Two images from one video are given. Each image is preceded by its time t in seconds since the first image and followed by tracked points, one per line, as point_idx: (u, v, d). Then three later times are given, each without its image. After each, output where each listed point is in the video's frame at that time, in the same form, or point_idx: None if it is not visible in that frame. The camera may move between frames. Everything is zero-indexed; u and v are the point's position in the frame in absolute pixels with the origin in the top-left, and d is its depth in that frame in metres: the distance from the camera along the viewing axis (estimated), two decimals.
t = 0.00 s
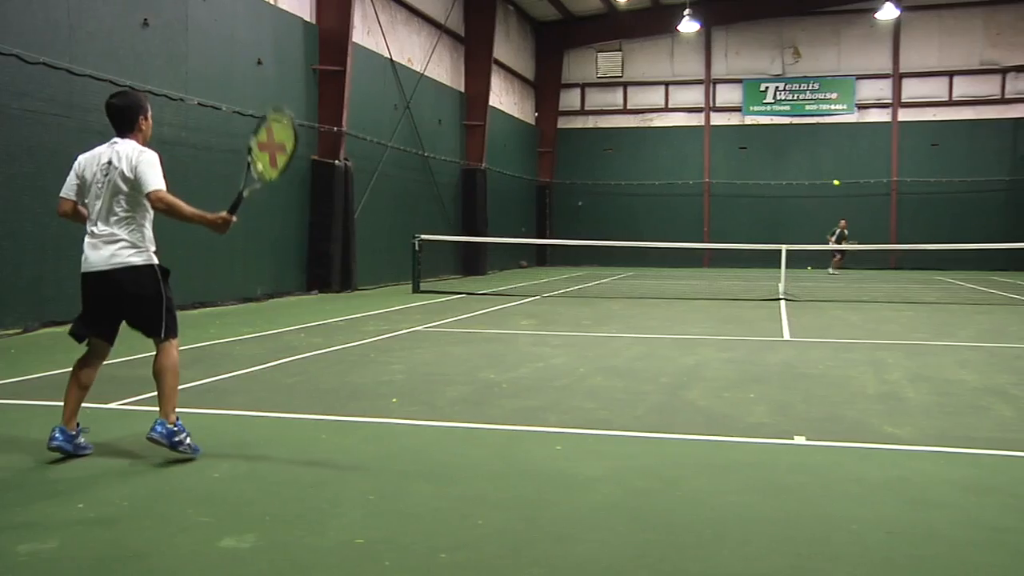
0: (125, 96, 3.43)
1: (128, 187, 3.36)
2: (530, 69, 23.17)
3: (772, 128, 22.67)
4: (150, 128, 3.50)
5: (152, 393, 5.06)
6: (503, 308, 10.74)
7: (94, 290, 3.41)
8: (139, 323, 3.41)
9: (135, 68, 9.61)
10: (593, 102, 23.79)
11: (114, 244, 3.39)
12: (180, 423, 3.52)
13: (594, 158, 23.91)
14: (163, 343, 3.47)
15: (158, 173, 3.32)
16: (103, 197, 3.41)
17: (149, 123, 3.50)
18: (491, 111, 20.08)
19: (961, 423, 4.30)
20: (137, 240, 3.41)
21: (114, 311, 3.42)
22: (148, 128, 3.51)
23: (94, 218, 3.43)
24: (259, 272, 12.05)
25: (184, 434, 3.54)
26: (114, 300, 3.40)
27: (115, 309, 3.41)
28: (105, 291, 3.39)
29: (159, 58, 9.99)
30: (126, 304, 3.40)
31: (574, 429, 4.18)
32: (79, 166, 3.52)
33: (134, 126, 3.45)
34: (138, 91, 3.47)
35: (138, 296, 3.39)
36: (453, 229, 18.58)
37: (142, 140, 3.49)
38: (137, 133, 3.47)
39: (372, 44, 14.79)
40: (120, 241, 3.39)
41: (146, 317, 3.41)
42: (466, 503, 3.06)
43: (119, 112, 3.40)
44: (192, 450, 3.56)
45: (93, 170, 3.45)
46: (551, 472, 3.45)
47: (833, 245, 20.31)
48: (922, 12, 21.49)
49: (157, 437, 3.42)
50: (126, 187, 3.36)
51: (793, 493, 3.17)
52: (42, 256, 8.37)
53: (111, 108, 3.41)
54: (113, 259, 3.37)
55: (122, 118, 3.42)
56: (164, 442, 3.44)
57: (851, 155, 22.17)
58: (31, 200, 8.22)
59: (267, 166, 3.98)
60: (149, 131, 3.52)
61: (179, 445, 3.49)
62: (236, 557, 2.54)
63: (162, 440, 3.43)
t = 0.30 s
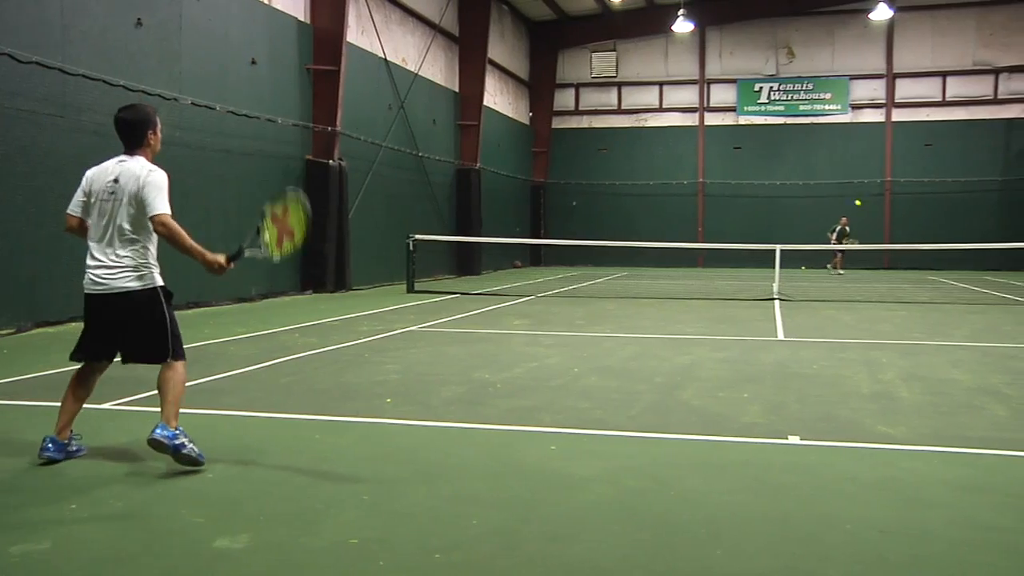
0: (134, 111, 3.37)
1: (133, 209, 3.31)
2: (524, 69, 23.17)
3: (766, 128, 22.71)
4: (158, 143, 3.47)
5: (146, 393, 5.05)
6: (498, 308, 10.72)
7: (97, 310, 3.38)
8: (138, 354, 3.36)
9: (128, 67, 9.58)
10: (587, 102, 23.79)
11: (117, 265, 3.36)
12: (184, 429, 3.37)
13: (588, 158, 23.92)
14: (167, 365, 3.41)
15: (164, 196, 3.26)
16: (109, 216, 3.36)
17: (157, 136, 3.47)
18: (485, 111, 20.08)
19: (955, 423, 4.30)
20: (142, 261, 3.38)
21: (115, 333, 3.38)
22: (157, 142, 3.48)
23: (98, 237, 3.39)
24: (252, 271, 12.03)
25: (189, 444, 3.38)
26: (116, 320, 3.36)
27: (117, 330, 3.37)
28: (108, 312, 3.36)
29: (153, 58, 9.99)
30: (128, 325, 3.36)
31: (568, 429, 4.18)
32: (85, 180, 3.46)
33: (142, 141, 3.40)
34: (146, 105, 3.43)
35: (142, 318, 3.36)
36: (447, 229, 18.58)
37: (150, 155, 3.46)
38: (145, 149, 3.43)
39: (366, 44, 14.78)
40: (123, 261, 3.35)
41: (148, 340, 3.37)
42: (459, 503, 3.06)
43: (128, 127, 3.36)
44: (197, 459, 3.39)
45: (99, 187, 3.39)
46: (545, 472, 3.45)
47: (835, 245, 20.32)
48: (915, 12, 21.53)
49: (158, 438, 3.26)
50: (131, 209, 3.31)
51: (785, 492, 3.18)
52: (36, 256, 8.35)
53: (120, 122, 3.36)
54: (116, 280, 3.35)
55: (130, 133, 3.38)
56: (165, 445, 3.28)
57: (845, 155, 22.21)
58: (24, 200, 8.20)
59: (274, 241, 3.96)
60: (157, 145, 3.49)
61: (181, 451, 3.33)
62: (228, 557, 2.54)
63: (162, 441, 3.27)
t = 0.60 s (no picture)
0: (157, 108, 3.31)
1: (158, 207, 3.24)
2: (516, 69, 23.16)
3: (757, 128, 22.75)
4: (180, 139, 3.40)
5: (138, 393, 5.04)
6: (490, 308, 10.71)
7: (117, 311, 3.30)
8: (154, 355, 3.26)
9: (119, 67, 9.55)
10: (579, 102, 23.80)
11: (139, 264, 3.27)
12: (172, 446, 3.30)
13: (579, 158, 23.94)
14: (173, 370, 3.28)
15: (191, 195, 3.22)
16: (132, 215, 3.28)
17: (179, 132, 3.42)
18: (478, 111, 20.08)
19: (946, 422, 4.32)
20: (166, 260, 3.31)
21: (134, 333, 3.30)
22: (179, 138, 3.42)
23: (121, 236, 3.32)
24: (244, 271, 12.00)
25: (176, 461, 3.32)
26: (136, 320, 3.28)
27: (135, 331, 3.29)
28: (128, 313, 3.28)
29: (145, 57, 9.97)
30: (148, 326, 3.27)
31: (560, 429, 4.18)
32: (108, 178, 3.39)
33: (165, 138, 3.34)
34: (169, 103, 3.38)
35: (161, 318, 3.26)
36: (439, 229, 18.57)
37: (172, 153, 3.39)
38: (167, 146, 3.36)
39: (358, 43, 14.76)
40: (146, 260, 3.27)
41: (164, 343, 3.26)
42: (452, 502, 3.06)
43: (147, 124, 3.28)
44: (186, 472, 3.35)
45: (122, 186, 3.32)
46: (537, 472, 3.46)
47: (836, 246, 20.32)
48: (906, 13, 21.60)
49: (141, 463, 3.21)
50: (156, 207, 3.24)
51: (777, 491, 3.19)
52: (27, 256, 8.32)
53: (141, 118, 3.30)
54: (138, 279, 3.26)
55: (152, 130, 3.31)
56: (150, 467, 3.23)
57: (837, 155, 22.25)
58: (15, 199, 8.17)
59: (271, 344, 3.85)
60: (179, 141, 3.44)
61: (167, 470, 3.28)
62: (221, 558, 2.53)
63: (145, 465, 3.21)
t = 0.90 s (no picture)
0: (180, 98, 3.28)
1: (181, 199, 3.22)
2: (506, 69, 23.16)
3: (747, 128, 22.79)
4: (199, 130, 3.37)
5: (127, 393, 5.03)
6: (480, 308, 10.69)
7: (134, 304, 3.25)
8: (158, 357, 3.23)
9: (107, 66, 9.52)
10: (569, 102, 23.81)
11: (158, 256, 3.22)
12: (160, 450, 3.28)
13: (569, 157, 23.95)
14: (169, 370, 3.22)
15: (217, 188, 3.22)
16: (154, 206, 3.25)
17: (198, 123, 3.37)
18: (467, 110, 20.07)
19: (933, 421, 4.33)
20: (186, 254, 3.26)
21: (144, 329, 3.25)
22: (197, 128, 3.38)
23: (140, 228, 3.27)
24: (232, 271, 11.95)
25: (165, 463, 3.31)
26: (149, 316, 3.22)
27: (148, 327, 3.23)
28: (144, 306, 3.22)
29: (134, 56, 9.94)
30: (160, 321, 3.22)
31: (549, 429, 4.17)
32: (126, 169, 3.35)
33: (186, 128, 3.31)
34: (189, 91, 3.34)
35: (175, 312, 3.21)
36: (429, 228, 18.55)
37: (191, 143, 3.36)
38: (187, 136, 3.33)
39: (347, 43, 14.74)
40: (166, 252, 3.22)
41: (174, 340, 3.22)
42: (441, 503, 3.05)
43: (166, 113, 3.24)
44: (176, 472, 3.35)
45: (142, 177, 3.28)
46: (526, 472, 3.45)
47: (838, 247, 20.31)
48: (894, 13, 21.69)
49: (129, 470, 3.20)
50: (180, 199, 3.22)
51: (766, 491, 3.19)
52: (15, 255, 8.29)
53: (163, 107, 3.26)
54: (157, 271, 3.20)
55: (173, 119, 3.28)
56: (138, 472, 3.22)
57: (825, 155, 22.32)
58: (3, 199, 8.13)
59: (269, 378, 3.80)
60: (198, 131, 3.40)
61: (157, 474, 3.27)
62: (208, 559, 2.52)
63: (134, 471, 3.20)
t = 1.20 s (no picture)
0: (194, 77, 3.33)
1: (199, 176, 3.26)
2: (494, 69, 23.16)
3: (735, 128, 22.84)
4: (213, 110, 3.43)
5: (114, 393, 5.01)
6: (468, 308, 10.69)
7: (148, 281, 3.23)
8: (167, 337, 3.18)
9: (94, 65, 9.49)
10: (557, 102, 23.83)
11: (174, 232, 3.23)
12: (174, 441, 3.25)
13: (558, 157, 23.97)
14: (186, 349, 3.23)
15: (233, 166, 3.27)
16: (169, 183, 3.27)
17: (212, 104, 3.43)
18: (456, 110, 20.06)
19: (921, 420, 4.36)
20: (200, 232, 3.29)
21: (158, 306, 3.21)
22: (211, 109, 3.44)
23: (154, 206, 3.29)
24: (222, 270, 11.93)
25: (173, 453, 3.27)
26: (167, 293, 3.19)
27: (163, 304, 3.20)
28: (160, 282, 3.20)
29: (120, 55, 9.89)
30: (174, 298, 3.20)
31: (537, 429, 4.17)
32: (138, 149, 3.37)
33: (200, 107, 3.37)
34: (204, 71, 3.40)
35: (192, 289, 3.22)
36: (418, 228, 18.54)
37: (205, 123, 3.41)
38: (201, 115, 3.38)
39: (336, 42, 14.74)
40: (182, 228, 3.24)
41: (189, 316, 3.21)
42: (430, 502, 3.05)
43: (180, 91, 3.30)
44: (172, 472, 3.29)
45: (155, 156, 3.31)
46: (515, 471, 3.45)
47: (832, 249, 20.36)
48: (881, 14, 21.80)
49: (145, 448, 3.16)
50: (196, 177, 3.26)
51: (754, 490, 3.19)
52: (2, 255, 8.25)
53: (177, 86, 3.31)
54: (175, 247, 3.21)
55: (187, 99, 3.33)
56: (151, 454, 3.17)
57: (813, 155, 22.39)
58: None
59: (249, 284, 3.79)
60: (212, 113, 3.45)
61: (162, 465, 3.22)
62: (196, 559, 2.51)
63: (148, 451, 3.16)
